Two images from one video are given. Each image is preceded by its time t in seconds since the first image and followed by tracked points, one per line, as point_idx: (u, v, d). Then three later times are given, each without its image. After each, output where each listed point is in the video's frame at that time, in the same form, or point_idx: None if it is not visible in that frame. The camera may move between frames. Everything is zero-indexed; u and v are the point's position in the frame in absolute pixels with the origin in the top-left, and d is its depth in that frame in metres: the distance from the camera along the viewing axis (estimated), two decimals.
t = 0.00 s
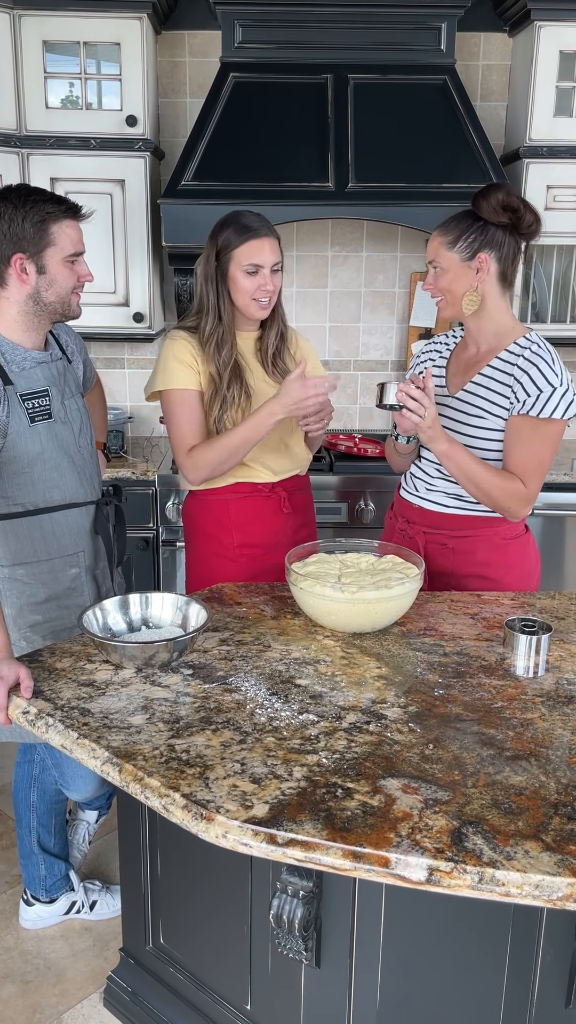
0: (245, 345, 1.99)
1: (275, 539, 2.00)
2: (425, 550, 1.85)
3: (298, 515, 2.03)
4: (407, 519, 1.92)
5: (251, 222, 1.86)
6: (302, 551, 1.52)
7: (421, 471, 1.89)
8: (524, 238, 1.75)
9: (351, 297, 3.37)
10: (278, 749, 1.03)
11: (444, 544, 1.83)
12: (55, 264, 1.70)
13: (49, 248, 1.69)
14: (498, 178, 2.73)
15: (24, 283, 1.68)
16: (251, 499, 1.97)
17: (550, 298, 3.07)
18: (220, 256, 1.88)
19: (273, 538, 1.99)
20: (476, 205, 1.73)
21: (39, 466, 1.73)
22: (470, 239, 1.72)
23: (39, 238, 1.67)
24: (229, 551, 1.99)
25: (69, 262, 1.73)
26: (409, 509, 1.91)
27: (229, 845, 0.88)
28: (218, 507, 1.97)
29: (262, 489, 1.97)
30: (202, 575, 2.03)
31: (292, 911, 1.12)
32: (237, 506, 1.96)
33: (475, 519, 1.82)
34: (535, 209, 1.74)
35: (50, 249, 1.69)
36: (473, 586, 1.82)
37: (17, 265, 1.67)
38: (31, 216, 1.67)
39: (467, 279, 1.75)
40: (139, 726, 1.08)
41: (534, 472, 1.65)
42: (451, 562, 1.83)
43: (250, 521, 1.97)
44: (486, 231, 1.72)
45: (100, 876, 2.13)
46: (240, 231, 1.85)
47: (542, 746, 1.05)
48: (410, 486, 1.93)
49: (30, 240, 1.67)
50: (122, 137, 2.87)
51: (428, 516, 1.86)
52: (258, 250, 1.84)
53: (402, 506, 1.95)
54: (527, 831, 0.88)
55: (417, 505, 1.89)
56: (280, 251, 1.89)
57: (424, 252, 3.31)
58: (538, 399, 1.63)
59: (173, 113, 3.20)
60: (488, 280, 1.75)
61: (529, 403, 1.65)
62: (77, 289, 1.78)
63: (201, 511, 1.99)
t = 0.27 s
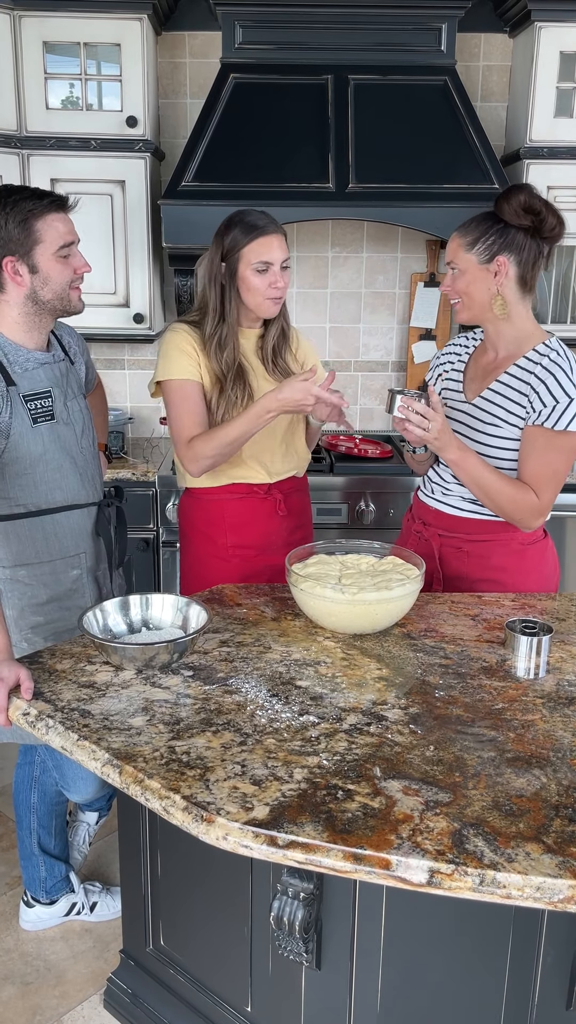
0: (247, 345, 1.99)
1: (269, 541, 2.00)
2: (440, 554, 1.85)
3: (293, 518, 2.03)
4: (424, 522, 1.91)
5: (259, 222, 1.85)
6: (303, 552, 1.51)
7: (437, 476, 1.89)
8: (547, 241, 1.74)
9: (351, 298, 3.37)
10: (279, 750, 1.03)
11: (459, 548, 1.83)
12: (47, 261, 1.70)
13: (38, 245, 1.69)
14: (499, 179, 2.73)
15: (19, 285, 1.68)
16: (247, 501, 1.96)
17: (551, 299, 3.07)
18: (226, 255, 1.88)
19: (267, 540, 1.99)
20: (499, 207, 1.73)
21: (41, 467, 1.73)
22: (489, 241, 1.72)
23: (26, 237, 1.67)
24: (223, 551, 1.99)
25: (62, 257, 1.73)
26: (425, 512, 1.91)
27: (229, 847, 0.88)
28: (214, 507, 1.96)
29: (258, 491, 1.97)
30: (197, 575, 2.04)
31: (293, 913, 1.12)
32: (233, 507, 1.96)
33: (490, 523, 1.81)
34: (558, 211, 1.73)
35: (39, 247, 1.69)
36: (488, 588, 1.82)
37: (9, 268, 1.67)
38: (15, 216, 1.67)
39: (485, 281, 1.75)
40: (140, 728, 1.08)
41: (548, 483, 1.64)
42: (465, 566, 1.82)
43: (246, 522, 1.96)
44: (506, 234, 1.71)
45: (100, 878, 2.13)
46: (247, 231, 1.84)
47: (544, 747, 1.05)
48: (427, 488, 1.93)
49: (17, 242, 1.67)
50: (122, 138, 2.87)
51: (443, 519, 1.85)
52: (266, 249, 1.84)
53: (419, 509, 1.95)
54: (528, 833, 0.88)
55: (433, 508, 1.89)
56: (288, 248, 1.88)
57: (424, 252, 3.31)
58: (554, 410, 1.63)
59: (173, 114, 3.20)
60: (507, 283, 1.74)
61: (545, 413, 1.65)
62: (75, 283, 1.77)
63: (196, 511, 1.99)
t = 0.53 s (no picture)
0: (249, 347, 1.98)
1: (270, 543, 1.99)
2: (447, 554, 1.85)
3: (294, 520, 2.03)
4: (430, 522, 1.90)
5: (273, 228, 1.84)
6: (303, 553, 1.51)
7: (442, 477, 1.88)
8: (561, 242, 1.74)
9: (351, 298, 3.37)
10: (279, 752, 1.03)
11: (466, 548, 1.82)
12: (35, 266, 1.67)
13: (27, 250, 1.66)
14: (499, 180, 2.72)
15: (7, 286, 1.67)
16: (251, 503, 1.96)
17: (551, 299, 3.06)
18: (237, 258, 1.87)
19: (267, 542, 1.99)
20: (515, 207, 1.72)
21: (40, 468, 1.72)
22: (504, 241, 1.71)
23: (16, 240, 1.65)
24: (223, 552, 1.98)
25: (53, 262, 1.69)
26: (431, 512, 1.90)
27: (229, 849, 0.87)
28: (215, 508, 1.96)
29: (260, 494, 1.96)
30: (195, 575, 2.03)
31: (293, 915, 1.11)
32: (235, 508, 1.95)
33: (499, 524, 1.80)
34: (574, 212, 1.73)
35: (28, 251, 1.66)
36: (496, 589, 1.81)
37: None
38: (6, 219, 1.65)
39: (497, 282, 1.74)
40: (139, 729, 1.08)
41: (547, 488, 1.63)
42: (473, 568, 1.82)
43: (247, 522, 1.96)
44: (522, 234, 1.71)
45: (100, 879, 2.12)
46: (259, 234, 1.84)
47: (544, 749, 1.05)
48: (433, 488, 1.92)
49: (7, 243, 1.65)
50: (122, 138, 2.86)
51: (451, 519, 1.85)
52: (276, 256, 1.83)
53: (425, 509, 1.94)
54: (528, 835, 0.88)
55: (440, 508, 1.88)
56: (297, 258, 1.87)
57: (424, 253, 3.30)
58: (557, 415, 1.62)
59: (173, 114, 3.20)
60: (520, 284, 1.74)
61: (547, 418, 1.64)
62: (67, 290, 1.72)
63: (199, 511, 1.99)
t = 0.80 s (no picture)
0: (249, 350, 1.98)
1: (268, 543, 1.99)
2: (452, 558, 1.84)
3: (291, 521, 2.02)
4: (434, 526, 1.89)
5: (270, 227, 1.84)
6: (303, 555, 1.51)
7: (447, 479, 1.88)
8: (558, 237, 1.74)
9: (352, 299, 3.37)
10: (279, 753, 1.03)
11: (471, 552, 1.81)
12: (8, 263, 1.66)
13: None
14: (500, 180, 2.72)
15: None
16: (245, 501, 1.96)
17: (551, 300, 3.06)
18: (234, 258, 1.87)
19: (264, 543, 1.98)
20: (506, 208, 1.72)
21: (41, 469, 1.72)
22: (501, 244, 1.71)
23: None
24: (219, 551, 1.97)
25: (25, 257, 1.67)
26: (434, 516, 1.89)
27: (229, 851, 0.87)
28: (211, 508, 1.96)
29: (255, 493, 1.96)
30: (193, 578, 2.02)
31: (293, 917, 1.11)
32: (230, 507, 1.95)
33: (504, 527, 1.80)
34: (565, 205, 1.73)
35: None
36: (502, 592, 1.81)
37: None
38: None
39: (499, 284, 1.74)
40: (139, 731, 1.08)
41: (558, 487, 1.63)
42: (478, 571, 1.81)
43: (243, 522, 1.96)
44: (517, 233, 1.71)
45: (100, 881, 2.12)
46: (256, 234, 1.84)
47: (546, 750, 1.04)
48: (436, 492, 1.92)
49: None
50: (122, 139, 2.86)
51: (455, 524, 1.84)
52: (274, 256, 1.83)
53: (427, 512, 1.93)
54: (530, 837, 0.87)
55: (444, 512, 1.87)
56: (295, 258, 1.88)
57: (425, 254, 3.30)
58: (566, 412, 1.62)
59: (173, 115, 3.20)
60: (522, 284, 1.74)
61: (556, 416, 1.64)
62: (45, 285, 1.68)
63: (196, 514, 1.99)
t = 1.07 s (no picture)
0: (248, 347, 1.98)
1: (264, 545, 1.99)
2: (452, 562, 1.84)
3: (286, 522, 2.02)
4: (432, 529, 1.89)
5: (263, 222, 1.85)
6: (304, 556, 1.50)
7: (444, 481, 1.87)
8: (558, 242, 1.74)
9: (352, 300, 3.36)
10: (279, 756, 1.02)
11: (471, 555, 1.81)
12: (6, 266, 1.66)
13: None
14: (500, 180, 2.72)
15: None
16: (241, 502, 1.95)
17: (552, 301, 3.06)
18: (228, 254, 1.88)
19: (259, 543, 1.98)
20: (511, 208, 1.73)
21: (39, 470, 1.72)
22: (502, 240, 1.71)
23: None
24: (213, 551, 1.97)
25: (24, 261, 1.67)
26: (432, 519, 1.89)
27: (230, 854, 0.87)
28: (206, 508, 1.96)
29: (250, 494, 1.96)
30: (190, 579, 2.02)
31: (294, 919, 1.11)
32: (225, 507, 1.95)
33: (503, 529, 1.80)
34: (570, 213, 1.73)
35: None
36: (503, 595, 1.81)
37: None
38: None
39: (494, 282, 1.74)
40: (139, 733, 1.07)
41: (557, 488, 1.62)
42: (478, 574, 1.81)
43: (237, 522, 1.95)
44: (519, 234, 1.71)
45: (100, 883, 2.12)
46: (250, 228, 1.84)
47: (547, 753, 1.04)
48: (433, 495, 1.92)
49: None
50: (122, 139, 2.86)
51: (454, 526, 1.84)
52: (269, 249, 1.84)
53: (424, 516, 1.93)
54: (531, 839, 0.87)
55: (442, 516, 1.87)
56: (290, 251, 1.88)
57: (425, 255, 3.30)
58: (565, 412, 1.62)
59: (173, 116, 3.19)
60: (518, 284, 1.74)
61: (554, 416, 1.64)
62: (43, 284, 1.68)
63: (193, 515, 1.98)
